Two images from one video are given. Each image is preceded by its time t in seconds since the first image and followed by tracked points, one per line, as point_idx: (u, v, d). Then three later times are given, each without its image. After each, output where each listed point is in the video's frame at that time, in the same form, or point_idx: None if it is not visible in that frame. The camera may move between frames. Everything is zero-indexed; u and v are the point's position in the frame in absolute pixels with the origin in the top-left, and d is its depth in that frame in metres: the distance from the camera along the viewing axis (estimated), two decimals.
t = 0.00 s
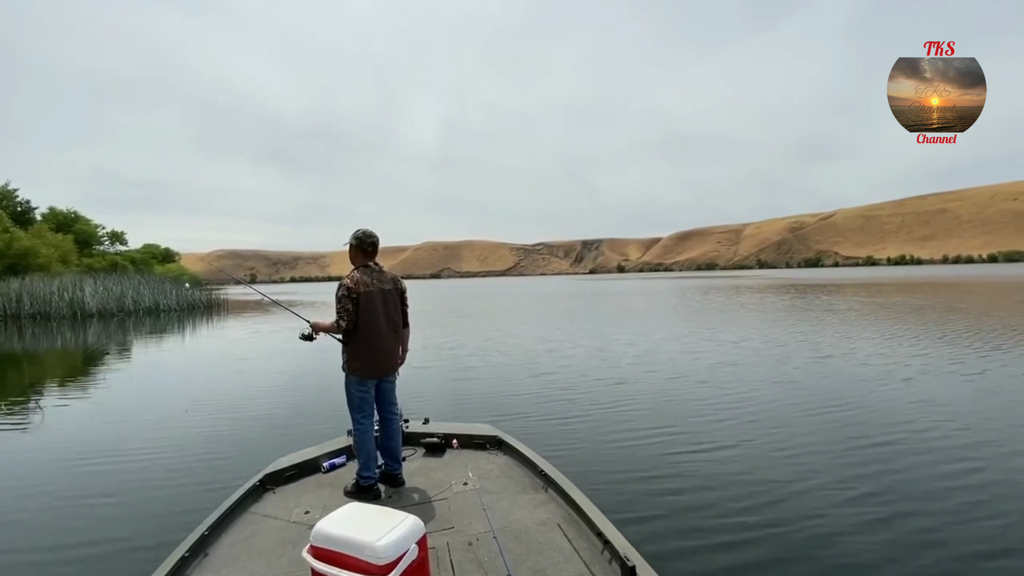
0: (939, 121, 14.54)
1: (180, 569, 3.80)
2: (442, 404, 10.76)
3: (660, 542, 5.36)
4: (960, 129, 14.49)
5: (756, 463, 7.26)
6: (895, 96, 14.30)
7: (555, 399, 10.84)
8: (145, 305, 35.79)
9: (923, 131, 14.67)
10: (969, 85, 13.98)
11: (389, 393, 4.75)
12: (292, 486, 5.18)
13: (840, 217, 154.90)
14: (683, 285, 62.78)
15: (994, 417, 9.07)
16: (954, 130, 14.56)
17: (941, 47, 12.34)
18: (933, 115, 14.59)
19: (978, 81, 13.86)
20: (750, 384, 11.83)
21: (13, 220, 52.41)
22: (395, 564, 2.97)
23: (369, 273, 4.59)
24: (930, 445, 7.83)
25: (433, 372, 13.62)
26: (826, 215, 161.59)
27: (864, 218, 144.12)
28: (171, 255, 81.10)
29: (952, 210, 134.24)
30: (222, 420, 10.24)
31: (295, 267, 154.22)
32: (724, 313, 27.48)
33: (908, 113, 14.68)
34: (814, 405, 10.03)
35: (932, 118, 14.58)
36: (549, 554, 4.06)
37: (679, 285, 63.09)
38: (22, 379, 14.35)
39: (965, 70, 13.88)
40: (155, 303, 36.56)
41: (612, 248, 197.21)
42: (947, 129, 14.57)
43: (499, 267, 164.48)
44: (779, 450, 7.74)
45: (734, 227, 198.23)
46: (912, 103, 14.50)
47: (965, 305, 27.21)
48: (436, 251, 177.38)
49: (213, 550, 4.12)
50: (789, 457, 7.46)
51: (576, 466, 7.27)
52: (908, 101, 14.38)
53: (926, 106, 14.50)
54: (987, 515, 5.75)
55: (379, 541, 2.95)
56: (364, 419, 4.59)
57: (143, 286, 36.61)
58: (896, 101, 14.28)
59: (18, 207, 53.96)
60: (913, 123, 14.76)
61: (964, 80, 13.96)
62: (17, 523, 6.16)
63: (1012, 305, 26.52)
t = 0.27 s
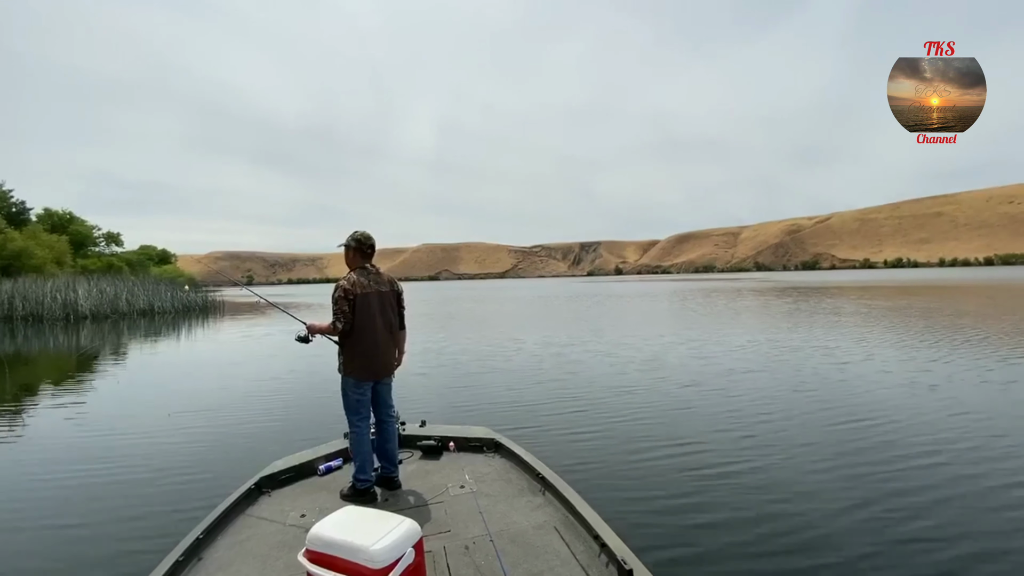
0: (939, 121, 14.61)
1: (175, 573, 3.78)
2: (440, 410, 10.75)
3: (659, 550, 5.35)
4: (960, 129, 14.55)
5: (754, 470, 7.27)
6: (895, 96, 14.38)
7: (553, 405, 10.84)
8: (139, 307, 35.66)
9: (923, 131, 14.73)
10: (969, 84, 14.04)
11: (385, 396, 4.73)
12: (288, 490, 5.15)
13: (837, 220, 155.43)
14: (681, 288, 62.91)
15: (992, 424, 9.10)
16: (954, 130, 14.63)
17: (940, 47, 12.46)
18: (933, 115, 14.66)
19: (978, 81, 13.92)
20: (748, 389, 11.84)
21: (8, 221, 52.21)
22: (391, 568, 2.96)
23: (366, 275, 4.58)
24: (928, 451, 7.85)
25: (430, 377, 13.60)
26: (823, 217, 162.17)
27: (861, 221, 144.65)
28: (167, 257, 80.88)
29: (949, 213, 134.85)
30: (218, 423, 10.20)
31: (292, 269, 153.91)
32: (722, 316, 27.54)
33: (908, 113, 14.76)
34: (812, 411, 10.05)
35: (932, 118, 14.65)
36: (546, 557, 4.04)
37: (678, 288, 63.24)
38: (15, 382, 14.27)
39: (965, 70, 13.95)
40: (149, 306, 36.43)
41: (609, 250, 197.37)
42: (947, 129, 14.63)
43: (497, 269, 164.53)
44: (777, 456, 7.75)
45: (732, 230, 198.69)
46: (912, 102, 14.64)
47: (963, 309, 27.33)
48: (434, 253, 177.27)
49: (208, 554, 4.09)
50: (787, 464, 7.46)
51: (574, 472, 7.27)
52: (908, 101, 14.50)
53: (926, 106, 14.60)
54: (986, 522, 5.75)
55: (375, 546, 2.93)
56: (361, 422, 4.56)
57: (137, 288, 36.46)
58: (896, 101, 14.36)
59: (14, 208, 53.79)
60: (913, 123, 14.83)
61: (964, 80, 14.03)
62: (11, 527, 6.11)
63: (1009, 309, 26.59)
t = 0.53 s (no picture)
0: (939, 121, 14.62)
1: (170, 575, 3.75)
2: (438, 413, 10.71)
3: (657, 555, 5.32)
4: (960, 128, 14.57)
5: (752, 474, 7.25)
6: (896, 96, 14.40)
7: (552, 409, 10.80)
8: (135, 308, 35.56)
9: (923, 131, 14.73)
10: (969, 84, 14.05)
11: (382, 397, 4.71)
12: (284, 492, 5.12)
13: (836, 222, 155.64)
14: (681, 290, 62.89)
15: (991, 428, 9.09)
16: (954, 130, 14.64)
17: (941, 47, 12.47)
18: (933, 115, 14.68)
19: (978, 80, 13.92)
20: (747, 393, 11.82)
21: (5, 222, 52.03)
22: (388, 570, 2.93)
23: (362, 277, 4.56)
24: (927, 456, 7.84)
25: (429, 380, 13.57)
26: (822, 220, 162.36)
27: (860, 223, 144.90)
28: (166, 258, 80.74)
29: (947, 215, 135.06)
30: (215, 425, 10.16)
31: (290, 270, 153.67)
32: (721, 319, 27.53)
33: (908, 112, 14.78)
34: (810, 415, 10.04)
35: (933, 117, 14.66)
36: (544, 560, 4.02)
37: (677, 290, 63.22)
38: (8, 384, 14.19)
39: (964, 70, 13.96)
40: (145, 307, 36.29)
41: (608, 252, 197.41)
42: (947, 129, 14.65)
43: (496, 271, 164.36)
44: (775, 461, 7.74)
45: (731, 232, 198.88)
46: (912, 102, 14.68)
47: (962, 312, 27.34)
48: (432, 255, 177.22)
49: (204, 556, 4.06)
50: (785, 468, 7.45)
51: (572, 476, 7.24)
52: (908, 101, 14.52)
53: (926, 106, 14.62)
54: (984, 526, 5.74)
55: (372, 547, 2.91)
56: (357, 424, 4.54)
57: (134, 289, 36.34)
58: (896, 101, 14.39)
59: (11, 209, 53.66)
60: (912, 122, 14.84)
61: (964, 79, 14.04)
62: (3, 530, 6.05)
63: (1008, 312, 26.61)
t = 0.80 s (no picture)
0: (939, 121, 14.61)
1: None
2: (438, 414, 10.68)
3: (657, 556, 5.29)
4: (960, 128, 14.56)
5: (752, 475, 7.22)
6: (895, 96, 14.41)
7: (552, 410, 10.77)
8: (134, 310, 35.51)
9: (923, 132, 14.73)
10: (969, 84, 14.04)
11: (380, 399, 4.70)
12: (283, 494, 5.11)
13: (836, 223, 155.66)
14: (683, 292, 62.86)
15: (993, 430, 9.06)
16: (954, 130, 14.63)
17: (941, 47, 12.42)
18: (933, 115, 14.68)
19: (978, 80, 13.91)
20: (748, 394, 11.80)
21: (6, 223, 52.03)
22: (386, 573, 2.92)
23: (360, 278, 4.55)
24: (928, 457, 7.81)
25: (429, 381, 13.57)
26: (823, 221, 162.35)
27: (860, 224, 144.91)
28: (167, 259, 80.67)
29: (948, 216, 135.03)
30: (214, 427, 10.14)
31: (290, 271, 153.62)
32: (722, 320, 27.49)
33: (908, 112, 14.78)
34: (811, 416, 10.00)
35: (933, 117, 14.66)
36: (542, 562, 4.00)
37: (679, 292, 63.21)
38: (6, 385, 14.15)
39: (964, 70, 13.94)
40: (145, 308, 36.23)
41: (609, 254, 197.78)
42: (947, 129, 14.64)
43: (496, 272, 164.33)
44: (775, 462, 7.71)
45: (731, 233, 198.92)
46: (911, 102, 14.69)
47: (963, 313, 27.30)
48: (433, 256, 177.15)
49: (202, 558, 4.04)
50: (785, 469, 7.42)
51: (572, 477, 7.22)
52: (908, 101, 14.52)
53: (926, 106, 14.62)
54: (984, 529, 5.72)
55: (369, 550, 2.89)
56: (356, 425, 4.52)
57: (133, 291, 36.29)
58: (896, 101, 14.39)
59: (12, 210, 53.67)
60: (912, 123, 14.84)
61: (964, 80, 14.03)
62: None
63: (1011, 313, 26.56)
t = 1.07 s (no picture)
0: (939, 121, 14.60)
1: None
2: (439, 415, 10.68)
3: (658, 556, 5.28)
4: (960, 128, 14.53)
5: (754, 474, 7.20)
6: (895, 96, 14.39)
7: (554, 411, 10.75)
8: (137, 311, 35.57)
9: (923, 132, 14.70)
10: (969, 84, 14.02)
11: (381, 400, 4.69)
12: (284, 495, 5.11)
13: (838, 223, 155.41)
14: (686, 292, 62.80)
15: (996, 430, 9.03)
16: (953, 130, 14.61)
17: (941, 47, 12.38)
18: (933, 115, 14.66)
19: (978, 80, 13.89)
20: (749, 395, 11.78)
21: (10, 224, 52.21)
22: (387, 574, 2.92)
23: (361, 279, 4.55)
24: (930, 457, 7.79)
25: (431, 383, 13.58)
26: (825, 220, 162.11)
27: (863, 224, 144.66)
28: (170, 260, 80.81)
29: (951, 215, 134.73)
30: (217, 428, 10.15)
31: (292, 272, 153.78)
32: (725, 321, 27.46)
33: (907, 113, 14.76)
34: (812, 416, 9.99)
35: (932, 118, 14.65)
36: (544, 563, 4.00)
37: (683, 292, 63.14)
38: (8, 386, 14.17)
39: (964, 70, 13.93)
40: (147, 309, 36.32)
41: (611, 254, 197.70)
42: (947, 129, 14.61)
43: (498, 272, 164.37)
44: (776, 462, 7.69)
45: (733, 233, 198.76)
46: (911, 102, 14.67)
47: (968, 313, 27.22)
48: (434, 257, 177.26)
49: (204, 559, 4.04)
50: (786, 469, 7.40)
51: (573, 477, 7.21)
52: (907, 101, 14.50)
53: (926, 106, 14.60)
54: (985, 529, 5.71)
55: (370, 551, 2.89)
56: (356, 426, 4.52)
57: (136, 291, 36.40)
58: (896, 101, 14.38)
59: (16, 211, 53.84)
60: (912, 123, 14.82)
61: (964, 80, 14.01)
62: None
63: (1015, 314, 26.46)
